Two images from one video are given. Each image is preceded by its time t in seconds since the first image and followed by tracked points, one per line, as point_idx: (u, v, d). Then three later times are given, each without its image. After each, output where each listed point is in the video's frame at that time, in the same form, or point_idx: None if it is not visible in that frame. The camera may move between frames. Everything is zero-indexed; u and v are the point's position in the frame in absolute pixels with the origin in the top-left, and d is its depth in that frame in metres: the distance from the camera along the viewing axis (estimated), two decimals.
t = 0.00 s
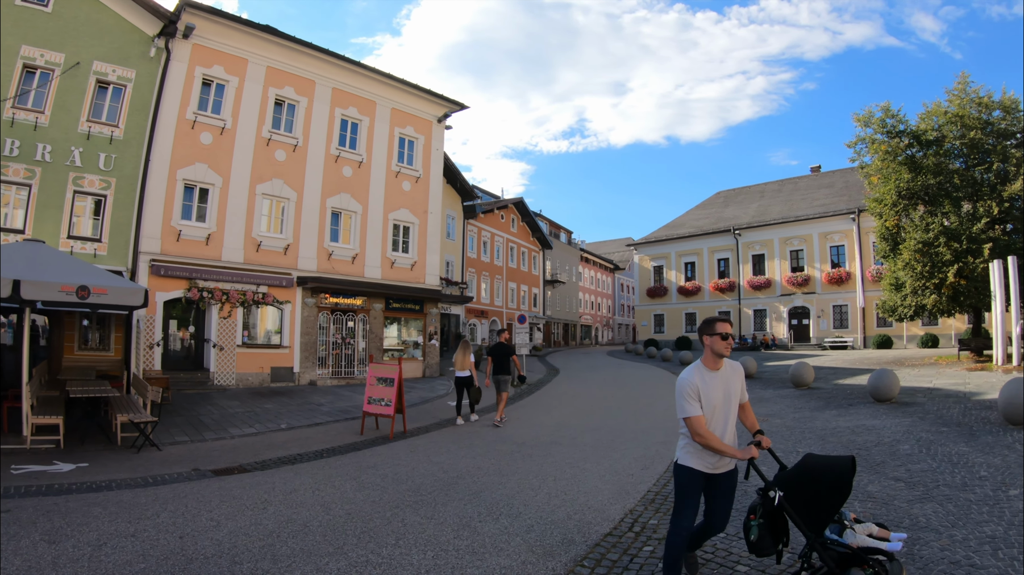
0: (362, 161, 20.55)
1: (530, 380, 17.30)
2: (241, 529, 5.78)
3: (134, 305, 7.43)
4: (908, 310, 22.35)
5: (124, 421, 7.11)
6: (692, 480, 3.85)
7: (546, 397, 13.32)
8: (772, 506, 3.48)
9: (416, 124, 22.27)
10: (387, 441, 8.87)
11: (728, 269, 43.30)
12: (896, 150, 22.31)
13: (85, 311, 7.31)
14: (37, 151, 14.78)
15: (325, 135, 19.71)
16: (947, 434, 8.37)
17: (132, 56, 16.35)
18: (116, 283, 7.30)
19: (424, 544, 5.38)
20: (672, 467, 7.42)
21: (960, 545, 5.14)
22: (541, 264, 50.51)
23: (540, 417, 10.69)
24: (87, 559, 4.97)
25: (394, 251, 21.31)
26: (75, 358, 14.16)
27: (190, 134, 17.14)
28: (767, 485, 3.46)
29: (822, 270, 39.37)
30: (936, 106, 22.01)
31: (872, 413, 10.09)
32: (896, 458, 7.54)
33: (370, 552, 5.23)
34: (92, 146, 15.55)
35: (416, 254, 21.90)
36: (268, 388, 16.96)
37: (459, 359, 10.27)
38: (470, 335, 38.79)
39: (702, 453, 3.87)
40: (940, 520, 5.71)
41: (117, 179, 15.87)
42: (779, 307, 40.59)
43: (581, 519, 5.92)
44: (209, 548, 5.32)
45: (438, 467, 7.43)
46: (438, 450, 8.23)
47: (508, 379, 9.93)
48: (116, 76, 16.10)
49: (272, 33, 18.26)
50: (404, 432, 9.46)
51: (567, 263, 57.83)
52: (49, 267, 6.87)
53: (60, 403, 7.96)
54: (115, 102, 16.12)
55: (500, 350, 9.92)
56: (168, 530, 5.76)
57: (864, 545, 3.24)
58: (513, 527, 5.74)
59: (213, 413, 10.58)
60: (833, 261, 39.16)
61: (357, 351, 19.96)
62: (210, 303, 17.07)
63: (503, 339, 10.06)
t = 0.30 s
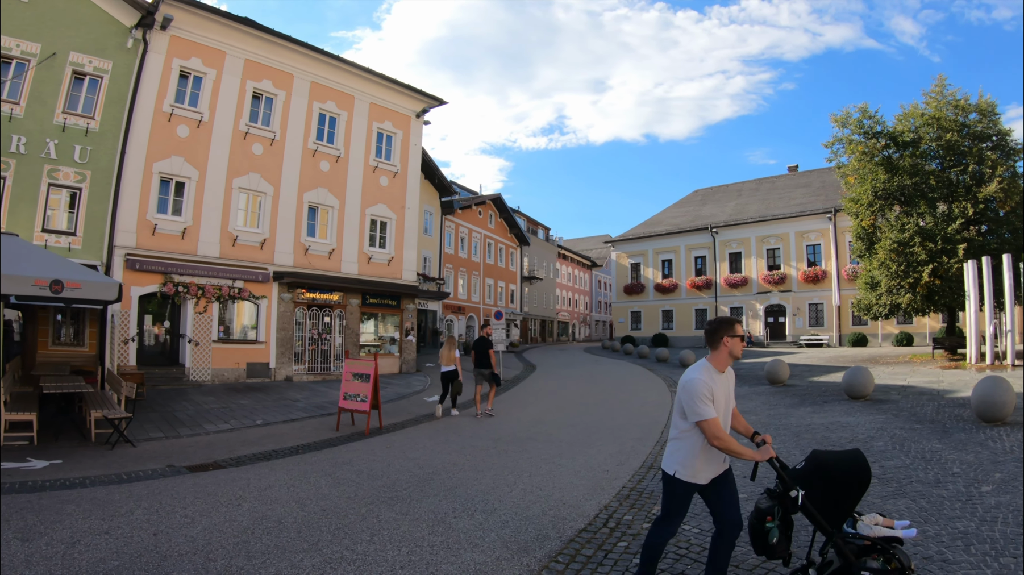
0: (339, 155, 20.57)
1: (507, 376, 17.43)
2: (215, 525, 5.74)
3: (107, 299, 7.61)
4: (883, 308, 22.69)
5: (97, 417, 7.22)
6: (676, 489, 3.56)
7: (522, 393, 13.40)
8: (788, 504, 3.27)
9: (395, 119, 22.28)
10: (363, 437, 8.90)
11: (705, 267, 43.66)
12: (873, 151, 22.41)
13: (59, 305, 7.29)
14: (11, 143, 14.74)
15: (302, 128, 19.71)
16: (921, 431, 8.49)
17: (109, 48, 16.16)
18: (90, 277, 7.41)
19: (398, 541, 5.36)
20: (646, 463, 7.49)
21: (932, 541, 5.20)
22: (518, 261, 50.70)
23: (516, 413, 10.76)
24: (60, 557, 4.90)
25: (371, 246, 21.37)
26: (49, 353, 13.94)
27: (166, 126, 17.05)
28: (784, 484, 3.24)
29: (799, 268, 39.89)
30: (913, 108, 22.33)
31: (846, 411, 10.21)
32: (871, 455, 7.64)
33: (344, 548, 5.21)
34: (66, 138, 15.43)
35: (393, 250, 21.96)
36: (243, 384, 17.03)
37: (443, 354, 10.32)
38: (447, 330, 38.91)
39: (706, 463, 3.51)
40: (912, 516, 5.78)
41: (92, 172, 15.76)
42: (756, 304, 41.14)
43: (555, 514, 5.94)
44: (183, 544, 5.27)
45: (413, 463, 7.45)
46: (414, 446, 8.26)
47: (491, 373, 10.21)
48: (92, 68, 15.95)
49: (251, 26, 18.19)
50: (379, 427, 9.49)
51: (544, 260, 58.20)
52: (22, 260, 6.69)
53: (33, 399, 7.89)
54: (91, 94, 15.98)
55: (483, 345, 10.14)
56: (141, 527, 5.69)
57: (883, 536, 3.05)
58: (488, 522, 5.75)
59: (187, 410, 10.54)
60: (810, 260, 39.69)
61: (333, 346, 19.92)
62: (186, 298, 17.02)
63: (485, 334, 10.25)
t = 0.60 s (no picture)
0: (313, 147, 20.51)
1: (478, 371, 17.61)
2: (185, 521, 5.68)
3: (75, 291, 7.60)
4: (854, 306, 23.13)
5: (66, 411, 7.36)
6: (704, 494, 3.45)
7: (494, 388, 13.50)
8: (811, 501, 3.38)
9: (369, 111, 22.24)
10: (334, 431, 8.94)
11: (677, 263, 43.94)
12: (846, 151, 22.90)
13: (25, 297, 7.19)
14: None
15: (275, 120, 19.64)
16: (890, 427, 8.66)
17: (79, 36, 16.03)
18: (58, 268, 7.38)
19: (369, 535, 5.36)
20: (616, 458, 7.57)
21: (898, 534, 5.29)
22: (491, 255, 50.85)
23: (488, 408, 10.84)
24: (28, 554, 4.81)
25: (343, 239, 21.33)
26: (16, 347, 13.84)
27: (138, 116, 16.91)
28: (811, 484, 3.31)
29: (770, 265, 40.35)
30: (886, 110, 22.71)
31: (816, 407, 10.39)
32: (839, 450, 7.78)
33: (314, 543, 5.19)
34: (36, 127, 15.26)
35: (365, 243, 21.89)
36: (214, 378, 17.06)
37: (422, 348, 10.31)
38: (419, 325, 39.03)
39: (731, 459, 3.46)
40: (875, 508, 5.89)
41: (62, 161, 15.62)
42: (727, 301, 41.50)
43: (525, 509, 5.97)
44: (152, 541, 5.20)
45: (384, 457, 7.50)
46: (385, 440, 8.30)
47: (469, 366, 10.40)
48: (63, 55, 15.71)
49: (225, 15, 18.11)
50: (350, 421, 9.53)
51: (518, 255, 58.48)
52: None
53: None
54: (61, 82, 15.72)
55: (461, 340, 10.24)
56: (109, 523, 5.60)
57: (889, 523, 3.41)
58: (458, 517, 5.77)
59: (157, 404, 10.47)
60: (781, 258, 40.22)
61: (305, 340, 19.86)
62: (156, 290, 17.04)
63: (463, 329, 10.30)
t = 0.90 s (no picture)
0: (282, 138, 20.51)
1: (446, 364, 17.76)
2: (151, 516, 5.60)
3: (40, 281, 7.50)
4: (821, 304, 23.78)
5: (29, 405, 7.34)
6: (745, 494, 3.40)
7: (461, 381, 13.60)
8: (825, 490, 3.84)
9: (339, 102, 22.27)
10: (301, 425, 8.99)
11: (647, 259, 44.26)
12: (815, 150, 23.33)
13: None
14: None
15: (245, 110, 19.58)
16: (853, 422, 8.86)
17: (49, 21, 15.44)
18: (19, 258, 7.28)
19: (336, 529, 5.35)
20: (583, 452, 7.69)
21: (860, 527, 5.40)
22: (460, 249, 50.99)
23: (457, 401, 10.93)
24: None
25: (312, 231, 21.37)
26: None
27: (105, 104, 16.75)
28: (831, 478, 3.75)
29: (738, 261, 40.82)
30: (855, 110, 23.18)
31: (782, 401, 10.61)
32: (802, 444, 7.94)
33: (280, 538, 5.17)
34: None
35: (334, 235, 21.99)
36: (181, 370, 17.04)
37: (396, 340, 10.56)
38: (388, 318, 39.14)
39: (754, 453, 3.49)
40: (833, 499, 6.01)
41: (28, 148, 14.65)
42: (695, 296, 41.87)
43: (492, 502, 6.00)
44: (117, 536, 5.12)
45: (350, 451, 7.55)
46: (352, 434, 8.35)
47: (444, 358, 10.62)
48: (31, 40, 14.75)
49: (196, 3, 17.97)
50: (318, 415, 9.57)
51: (486, 248, 58.72)
52: None
53: None
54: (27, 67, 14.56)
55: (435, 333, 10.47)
56: (74, 519, 5.49)
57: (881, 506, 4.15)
58: (424, 511, 5.80)
59: (123, 398, 10.40)
60: (749, 254, 40.70)
61: (272, 333, 19.87)
62: (122, 282, 16.80)
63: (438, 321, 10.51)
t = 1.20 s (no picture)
0: (252, 130, 20.30)
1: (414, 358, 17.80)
2: (116, 513, 5.47)
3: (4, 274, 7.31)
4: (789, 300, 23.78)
5: None
6: (770, 487, 3.46)
7: (431, 375, 13.60)
8: (835, 475, 4.15)
9: (311, 94, 22.06)
10: (269, 419, 8.94)
11: (617, 255, 44.53)
12: (785, 149, 23.52)
13: None
14: None
15: (215, 101, 19.32)
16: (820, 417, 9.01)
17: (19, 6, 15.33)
18: None
19: (302, 525, 5.30)
20: (552, 447, 7.73)
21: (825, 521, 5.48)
22: (431, 243, 50.97)
23: (428, 395, 10.93)
24: None
25: (282, 224, 21.22)
26: None
27: (74, 93, 16.43)
28: (842, 462, 4.06)
29: (708, 258, 41.23)
30: (826, 111, 23.55)
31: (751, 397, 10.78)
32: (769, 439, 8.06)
33: (247, 534, 5.11)
34: None
35: (304, 228, 21.85)
36: (149, 365, 16.89)
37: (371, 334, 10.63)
38: (358, 312, 39.05)
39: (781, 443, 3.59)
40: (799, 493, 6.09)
41: None
42: (665, 292, 42.25)
43: (461, 497, 5.99)
44: (82, 533, 4.98)
45: (319, 446, 7.51)
46: (320, 428, 8.31)
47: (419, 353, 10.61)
48: None
49: None
50: (286, 410, 9.51)
51: (457, 243, 58.76)
52: None
53: None
54: None
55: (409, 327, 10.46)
56: (37, 515, 5.33)
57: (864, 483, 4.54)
58: (392, 506, 5.77)
59: (89, 393, 10.22)
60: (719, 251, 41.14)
61: (241, 327, 19.67)
62: (89, 274, 16.56)
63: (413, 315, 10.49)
